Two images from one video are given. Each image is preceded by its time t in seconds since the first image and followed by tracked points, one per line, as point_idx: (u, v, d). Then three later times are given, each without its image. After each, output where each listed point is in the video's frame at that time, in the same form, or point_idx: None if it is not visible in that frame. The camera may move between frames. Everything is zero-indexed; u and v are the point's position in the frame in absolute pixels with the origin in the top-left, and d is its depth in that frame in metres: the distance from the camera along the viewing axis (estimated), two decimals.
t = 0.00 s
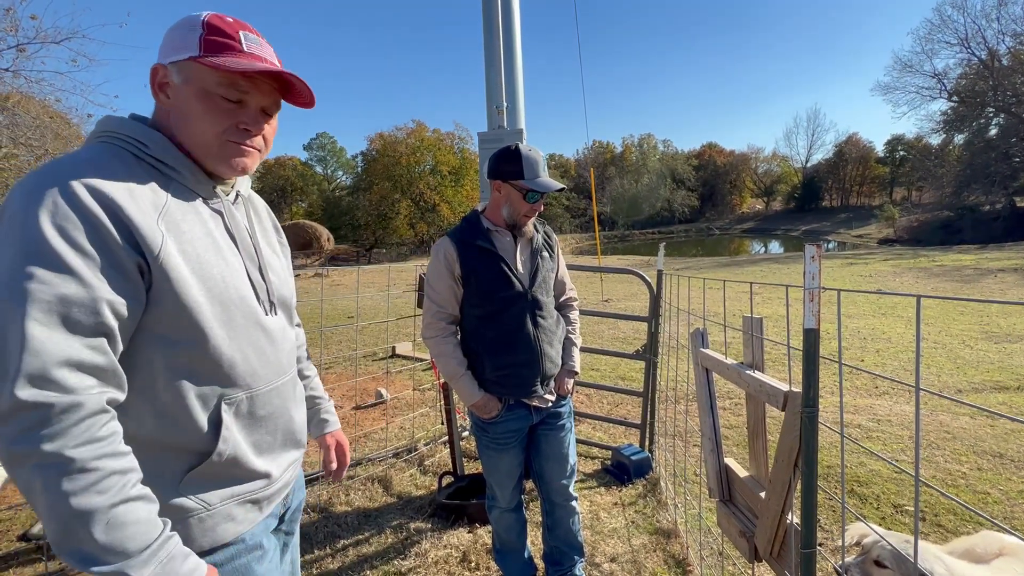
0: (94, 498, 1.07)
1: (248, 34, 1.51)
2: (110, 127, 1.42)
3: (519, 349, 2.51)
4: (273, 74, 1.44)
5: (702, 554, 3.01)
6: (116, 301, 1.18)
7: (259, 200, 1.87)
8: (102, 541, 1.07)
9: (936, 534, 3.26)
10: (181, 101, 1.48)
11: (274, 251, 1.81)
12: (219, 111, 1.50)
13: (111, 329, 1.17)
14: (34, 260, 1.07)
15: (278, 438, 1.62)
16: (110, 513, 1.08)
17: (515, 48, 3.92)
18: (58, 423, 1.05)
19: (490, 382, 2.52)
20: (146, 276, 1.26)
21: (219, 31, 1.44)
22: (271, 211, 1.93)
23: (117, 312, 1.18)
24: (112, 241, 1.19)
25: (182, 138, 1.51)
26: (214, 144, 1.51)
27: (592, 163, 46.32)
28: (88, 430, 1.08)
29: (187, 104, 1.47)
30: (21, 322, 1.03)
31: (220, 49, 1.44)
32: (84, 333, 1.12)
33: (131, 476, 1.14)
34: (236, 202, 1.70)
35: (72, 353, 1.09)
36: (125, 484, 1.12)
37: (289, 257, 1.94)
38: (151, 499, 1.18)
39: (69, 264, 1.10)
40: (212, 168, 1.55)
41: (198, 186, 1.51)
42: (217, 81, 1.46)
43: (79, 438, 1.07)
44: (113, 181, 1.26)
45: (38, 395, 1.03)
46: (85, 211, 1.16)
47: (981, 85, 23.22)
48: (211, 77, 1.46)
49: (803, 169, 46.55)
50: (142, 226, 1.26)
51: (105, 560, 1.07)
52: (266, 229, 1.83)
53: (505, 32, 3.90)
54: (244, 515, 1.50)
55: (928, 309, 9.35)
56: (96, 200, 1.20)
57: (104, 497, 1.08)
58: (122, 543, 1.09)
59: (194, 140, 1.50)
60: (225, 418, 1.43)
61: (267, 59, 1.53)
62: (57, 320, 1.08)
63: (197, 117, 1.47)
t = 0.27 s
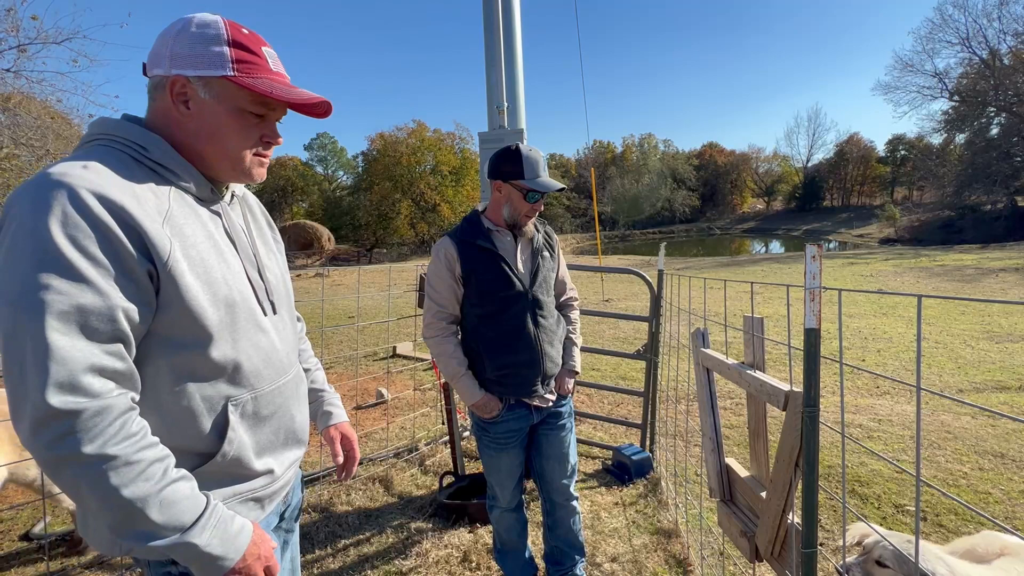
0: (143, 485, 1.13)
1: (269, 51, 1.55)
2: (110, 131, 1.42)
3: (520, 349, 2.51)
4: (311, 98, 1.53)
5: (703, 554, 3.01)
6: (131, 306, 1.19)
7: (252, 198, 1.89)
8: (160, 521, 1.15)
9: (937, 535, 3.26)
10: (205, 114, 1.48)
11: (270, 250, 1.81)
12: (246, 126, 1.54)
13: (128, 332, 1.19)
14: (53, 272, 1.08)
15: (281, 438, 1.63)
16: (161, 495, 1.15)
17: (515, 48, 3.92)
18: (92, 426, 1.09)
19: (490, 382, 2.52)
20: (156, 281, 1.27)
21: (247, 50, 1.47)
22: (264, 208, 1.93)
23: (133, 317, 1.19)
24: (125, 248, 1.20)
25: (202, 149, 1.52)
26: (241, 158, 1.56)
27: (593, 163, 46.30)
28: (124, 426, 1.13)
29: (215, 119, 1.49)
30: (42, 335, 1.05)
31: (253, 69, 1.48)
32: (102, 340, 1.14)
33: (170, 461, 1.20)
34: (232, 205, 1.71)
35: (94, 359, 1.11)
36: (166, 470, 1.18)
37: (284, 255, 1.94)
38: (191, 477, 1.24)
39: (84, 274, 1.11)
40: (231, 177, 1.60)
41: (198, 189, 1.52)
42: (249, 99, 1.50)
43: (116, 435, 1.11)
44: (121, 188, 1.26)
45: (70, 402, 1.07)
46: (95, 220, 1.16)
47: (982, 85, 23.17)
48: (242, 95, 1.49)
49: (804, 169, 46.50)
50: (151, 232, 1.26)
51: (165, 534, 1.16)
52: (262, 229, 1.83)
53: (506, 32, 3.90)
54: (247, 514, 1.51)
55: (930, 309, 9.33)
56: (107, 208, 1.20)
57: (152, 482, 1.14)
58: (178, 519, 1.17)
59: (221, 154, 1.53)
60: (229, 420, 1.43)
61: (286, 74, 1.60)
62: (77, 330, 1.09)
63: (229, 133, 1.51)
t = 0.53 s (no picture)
0: (138, 499, 1.12)
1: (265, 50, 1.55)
2: (110, 132, 1.42)
3: (521, 349, 2.51)
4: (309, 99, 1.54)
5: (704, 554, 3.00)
6: (142, 308, 1.20)
7: (248, 198, 1.89)
8: (147, 539, 1.13)
9: (938, 535, 3.26)
10: (203, 116, 1.48)
11: (268, 249, 1.81)
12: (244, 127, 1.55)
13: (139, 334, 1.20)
14: (66, 272, 1.08)
15: (289, 432, 1.63)
16: (153, 511, 1.14)
17: (516, 48, 3.92)
18: (97, 431, 1.09)
19: (491, 382, 2.52)
20: (165, 281, 1.27)
21: (242, 50, 1.47)
22: (259, 207, 1.94)
23: (144, 320, 1.20)
24: (135, 250, 1.20)
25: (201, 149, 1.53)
26: (239, 158, 1.58)
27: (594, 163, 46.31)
28: (127, 436, 1.13)
29: (213, 120, 1.49)
30: (55, 334, 1.05)
31: (250, 71, 1.48)
32: (113, 342, 1.14)
33: (166, 476, 1.19)
34: (230, 202, 1.71)
35: (105, 362, 1.12)
36: (162, 484, 1.17)
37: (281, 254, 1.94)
38: (183, 496, 1.23)
39: (96, 275, 1.11)
40: (229, 176, 1.62)
41: (199, 188, 1.52)
42: (246, 101, 1.50)
43: (119, 443, 1.11)
44: (130, 188, 1.26)
45: (79, 405, 1.07)
46: (107, 221, 1.17)
47: (983, 84, 23.14)
48: (240, 96, 1.50)
49: (805, 169, 46.49)
50: (160, 233, 1.27)
51: (149, 554, 1.14)
52: (259, 227, 1.84)
53: (506, 32, 3.90)
54: (257, 509, 1.52)
55: (931, 309, 9.33)
56: (118, 208, 1.20)
57: (146, 497, 1.13)
58: (164, 539, 1.15)
59: (220, 155, 1.55)
60: (240, 414, 1.44)
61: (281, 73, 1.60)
62: (89, 331, 1.10)
63: (226, 134, 1.52)
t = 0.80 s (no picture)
0: (144, 497, 1.12)
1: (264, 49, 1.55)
2: (113, 131, 1.42)
3: (522, 349, 2.51)
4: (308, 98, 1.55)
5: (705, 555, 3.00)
6: (149, 306, 1.20)
7: (249, 198, 1.89)
8: (152, 537, 1.13)
9: (939, 536, 3.25)
10: (203, 116, 1.48)
11: (271, 247, 1.81)
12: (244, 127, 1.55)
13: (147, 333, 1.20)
14: (75, 271, 1.08)
15: (295, 429, 1.64)
16: (158, 510, 1.14)
17: (516, 49, 3.92)
18: (104, 429, 1.09)
19: (491, 383, 2.52)
20: (172, 279, 1.27)
21: (242, 50, 1.47)
22: (260, 206, 1.93)
23: (151, 318, 1.20)
24: (143, 249, 1.20)
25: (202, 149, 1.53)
26: (240, 156, 1.58)
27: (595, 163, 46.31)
28: (134, 434, 1.13)
29: (214, 120, 1.49)
30: (64, 332, 1.06)
31: (250, 70, 1.48)
32: (121, 340, 1.14)
33: (172, 475, 1.19)
34: (232, 200, 1.71)
35: (113, 360, 1.12)
36: (167, 483, 1.17)
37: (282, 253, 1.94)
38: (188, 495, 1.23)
39: (104, 273, 1.12)
40: (231, 176, 1.62)
41: (202, 186, 1.52)
42: (246, 100, 1.50)
43: (126, 441, 1.11)
44: (137, 186, 1.27)
45: (87, 403, 1.07)
46: (115, 219, 1.17)
47: (984, 84, 23.11)
48: (239, 95, 1.50)
49: (806, 169, 46.48)
50: (167, 231, 1.27)
51: (154, 553, 1.14)
52: (261, 226, 1.84)
53: (506, 33, 3.91)
54: (265, 506, 1.52)
55: (932, 309, 9.32)
56: (125, 206, 1.21)
57: (152, 496, 1.13)
58: (168, 538, 1.15)
59: (221, 154, 1.55)
60: (247, 411, 1.44)
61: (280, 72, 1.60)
62: (97, 330, 1.10)
63: (227, 133, 1.52)
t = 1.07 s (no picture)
0: (166, 485, 1.13)
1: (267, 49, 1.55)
2: (118, 131, 1.42)
3: (523, 349, 2.51)
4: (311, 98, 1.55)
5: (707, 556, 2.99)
6: (157, 303, 1.20)
7: (250, 199, 1.89)
8: (180, 521, 1.15)
9: (941, 537, 3.25)
10: (207, 116, 1.49)
11: (272, 246, 1.81)
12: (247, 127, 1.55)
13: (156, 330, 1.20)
14: (85, 269, 1.09)
15: (299, 429, 1.63)
16: (183, 495, 1.16)
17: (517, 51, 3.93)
18: (121, 422, 1.09)
19: (493, 383, 2.52)
20: (178, 276, 1.27)
21: (245, 50, 1.47)
22: (260, 207, 1.93)
23: (159, 315, 1.20)
24: (149, 246, 1.20)
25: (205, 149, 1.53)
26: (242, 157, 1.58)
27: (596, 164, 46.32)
28: (150, 426, 1.13)
29: (217, 120, 1.49)
30: (74, 330, 1.06)
31: (253, 71, 1.48)
32: (131, 337, 1.15)
33: (192, 462, 1.21)
34: (235, 200, 1.71)
35: (124, 356, 1.12)
36: (188, 470, 1.18)
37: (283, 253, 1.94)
38: (209, 480, 1.25)
39: (112, 271, 1.12)
40: (234, 176, 1.62)
41: (207, 185, 1.52)
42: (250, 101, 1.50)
43: (144, 432, 1.12)
44: (142, 184, 1.26)
45: (102, 398, 1.08)
46: (121, 217, 1.17)
47: (986, 85, 23.07)
48: (242, 95, 1.50)
49: (807, 169, 46.46)
50: (173, 228, 1.27)
51: (183, 535, 1.16)
52: (263, 226, 1.84)
53: (507, 34, 3.91)
54: (269, 506, 1.52)
55: (934, 310, 9.31)
56: (130, 204, 1.20)
57: (175, 483, 1.15)
58: (195, 520, 1.17)
59: (223, 154, 1.55)
60: (252, 410, 1.44)
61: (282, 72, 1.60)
62: (107, 328, 1.10)
63: (230, 132, 1.52)
